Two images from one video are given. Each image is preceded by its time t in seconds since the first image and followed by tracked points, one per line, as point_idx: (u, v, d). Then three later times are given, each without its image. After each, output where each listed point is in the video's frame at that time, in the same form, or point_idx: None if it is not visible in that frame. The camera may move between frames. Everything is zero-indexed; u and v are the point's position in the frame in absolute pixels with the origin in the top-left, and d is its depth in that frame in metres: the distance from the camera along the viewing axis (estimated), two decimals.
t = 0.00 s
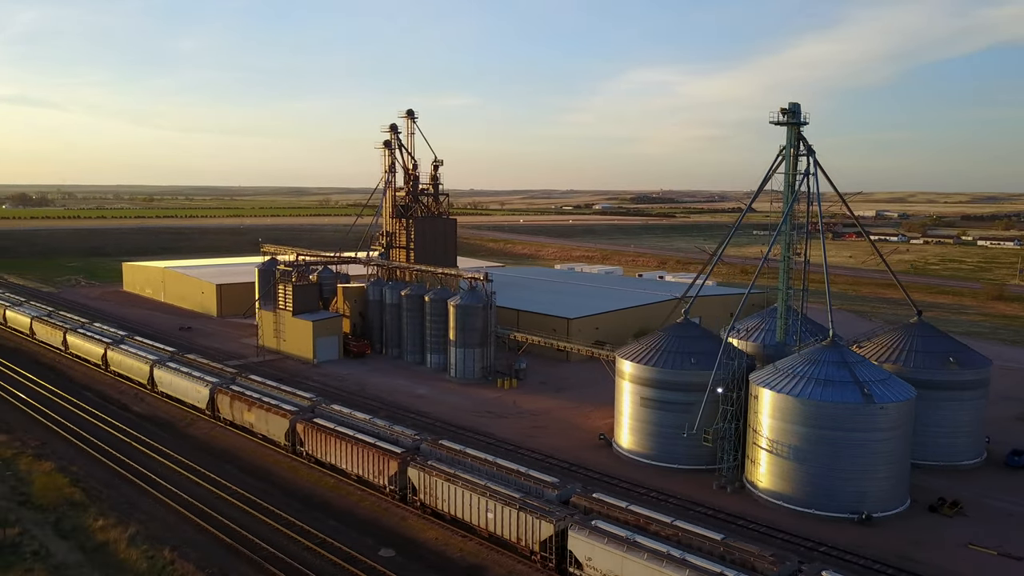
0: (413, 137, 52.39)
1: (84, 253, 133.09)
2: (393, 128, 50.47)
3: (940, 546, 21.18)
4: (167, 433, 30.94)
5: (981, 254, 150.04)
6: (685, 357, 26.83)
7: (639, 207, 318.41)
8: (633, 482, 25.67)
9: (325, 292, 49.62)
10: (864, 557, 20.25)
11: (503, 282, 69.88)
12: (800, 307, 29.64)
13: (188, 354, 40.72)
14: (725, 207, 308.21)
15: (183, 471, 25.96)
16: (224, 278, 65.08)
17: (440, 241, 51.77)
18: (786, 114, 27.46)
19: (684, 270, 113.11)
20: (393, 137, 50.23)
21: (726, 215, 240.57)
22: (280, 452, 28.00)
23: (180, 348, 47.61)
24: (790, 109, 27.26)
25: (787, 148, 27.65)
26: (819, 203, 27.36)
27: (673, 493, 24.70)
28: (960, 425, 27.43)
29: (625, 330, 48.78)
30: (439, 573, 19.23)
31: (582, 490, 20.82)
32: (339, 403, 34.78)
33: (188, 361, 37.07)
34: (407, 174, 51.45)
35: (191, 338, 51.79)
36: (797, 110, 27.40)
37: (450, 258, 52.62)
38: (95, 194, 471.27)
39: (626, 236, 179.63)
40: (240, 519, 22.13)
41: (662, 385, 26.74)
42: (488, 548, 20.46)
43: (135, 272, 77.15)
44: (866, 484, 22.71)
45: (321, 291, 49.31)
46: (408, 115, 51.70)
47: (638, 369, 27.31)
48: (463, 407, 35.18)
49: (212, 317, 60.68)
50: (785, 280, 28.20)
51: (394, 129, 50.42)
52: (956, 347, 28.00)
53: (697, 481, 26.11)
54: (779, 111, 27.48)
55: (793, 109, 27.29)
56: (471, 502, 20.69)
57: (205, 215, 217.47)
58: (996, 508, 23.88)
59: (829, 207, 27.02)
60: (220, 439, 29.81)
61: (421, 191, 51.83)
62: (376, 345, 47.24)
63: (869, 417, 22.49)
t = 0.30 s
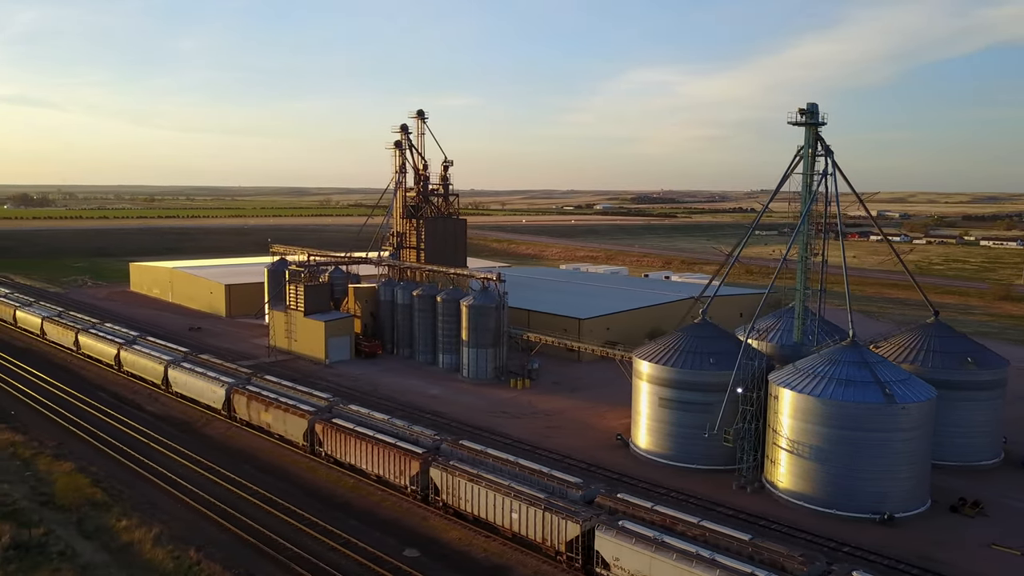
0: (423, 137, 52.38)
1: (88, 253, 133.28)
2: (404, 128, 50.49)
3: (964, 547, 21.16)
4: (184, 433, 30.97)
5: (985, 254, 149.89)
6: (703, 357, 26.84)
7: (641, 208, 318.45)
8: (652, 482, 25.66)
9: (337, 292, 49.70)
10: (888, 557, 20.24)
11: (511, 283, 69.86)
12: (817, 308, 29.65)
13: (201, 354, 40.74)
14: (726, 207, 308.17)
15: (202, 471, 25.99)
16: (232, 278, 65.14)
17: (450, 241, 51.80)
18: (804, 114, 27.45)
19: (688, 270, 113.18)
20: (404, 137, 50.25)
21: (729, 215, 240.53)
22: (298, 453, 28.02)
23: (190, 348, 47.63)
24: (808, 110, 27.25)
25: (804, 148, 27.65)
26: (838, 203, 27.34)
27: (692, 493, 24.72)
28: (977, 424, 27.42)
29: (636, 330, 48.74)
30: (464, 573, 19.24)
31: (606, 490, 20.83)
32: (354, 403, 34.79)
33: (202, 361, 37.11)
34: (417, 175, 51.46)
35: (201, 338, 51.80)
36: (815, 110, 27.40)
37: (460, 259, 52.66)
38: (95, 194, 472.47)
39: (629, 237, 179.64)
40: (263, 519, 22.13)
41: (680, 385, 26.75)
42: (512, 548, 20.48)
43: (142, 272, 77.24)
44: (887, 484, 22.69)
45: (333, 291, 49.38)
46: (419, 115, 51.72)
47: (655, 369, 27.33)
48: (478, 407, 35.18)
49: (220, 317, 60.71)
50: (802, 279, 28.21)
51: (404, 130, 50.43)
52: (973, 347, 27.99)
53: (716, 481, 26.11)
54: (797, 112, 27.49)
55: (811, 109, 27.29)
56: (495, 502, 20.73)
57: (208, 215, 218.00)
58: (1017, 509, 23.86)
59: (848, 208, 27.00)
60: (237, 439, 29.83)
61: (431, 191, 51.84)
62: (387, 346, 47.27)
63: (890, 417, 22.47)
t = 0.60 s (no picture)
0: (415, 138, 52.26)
1: (69, 254, 131.59)
2: (397, 129, 50.33)
3: (963, 543, 21.42)
4: (179, 435, 30.67)
5: (966, 253, 151.65)
6: (703, 356, 27.00)
7: (626, 208, 319.47)
8: (653, 481, 25.75)
9: (329, 293, 49.45)
10: (890, 553, 20.45)
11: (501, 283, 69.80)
12: (815, 308, 29.92)
13: (193, 356, 40.38)
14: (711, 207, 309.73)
15: (201, 474, 25.76)
16: (221, 279, 64.61)
17: (443, 241, 51.72)
18: (804, 115, 27.67)
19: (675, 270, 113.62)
20: (397, 138, 50.10)
21: (713, 215, 241.50)
22: (296, 455, 27.84)
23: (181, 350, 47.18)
24: (808, 111, 27.48)
25: (803, 149, 27.87)
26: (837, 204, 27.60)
27: (693, 492, 24.83)
28: (971, 421, 27.76)
29: (629, 330, 48.88)
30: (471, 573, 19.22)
31: (610, 490, 20.90)
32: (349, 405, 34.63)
33: (196, 363, 36.78)
34: (410, 175, 51.34)
35: (191, 339, 51.35)
36: (815, 111, 27.63)
37: (452, 259, 52.60)
38: (75, 195, 467.03)
39: (615, 236, 180.14)
40: (265, 522, 21.97)
41: (680, 384, 26.89)
42: (517, 548, 20.48)
43: (128, 273, 76.45)
44: (886, 481, 22.93)
45: (325, 292, 49.13)
46: (412, 116, 51.60)
47: (654, 369, 27.46)
48: (474, 408, 35.13)
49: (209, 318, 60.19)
50: (800, 280, 28.47)
51: (397, 130, 50.27)
52: (967, 345, 28.35)
53: (716, 480, 26.28)
54: (797, 113, 27.69)
55: (811, 110, 27.51)
56: (500, 503, 20.75)
57: (191, 215, 216.04)
58: (1012, 505, 24.17)
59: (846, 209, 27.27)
60: (234, 442, 29.61)
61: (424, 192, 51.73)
62: (380, 347, 47.10)
63: (890, 414, 22.71)
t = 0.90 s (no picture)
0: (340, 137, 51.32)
1: None
2: (321, 128, 49.27)
3: (883, 523, 22.70)
4: (97, 448, 29.09)
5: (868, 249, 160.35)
6: (636, 352, 27.66)
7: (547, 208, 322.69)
8: (590, 476, 26.16)
9: (252, 295, 47.95)
10: (817, 536, 21.50)
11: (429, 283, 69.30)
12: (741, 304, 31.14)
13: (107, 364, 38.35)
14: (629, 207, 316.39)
15: (124, 487, 24.54)
16: (133, 283, 61.63)
17: (369, 242, 50.98)
18: (730, 116, 28.73)
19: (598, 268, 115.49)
20: (321, 137, 49.06)
21: (632, 214, 246.84)
22: (226, 463, 26.89)
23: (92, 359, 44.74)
24: (734, 113, 28.55)
25: (730, 149, 28.93)
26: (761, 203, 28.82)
27: (629, 485, 25.38)
28: (885, 408, 29.49)
29: (558, 328, 49.48)
30: None
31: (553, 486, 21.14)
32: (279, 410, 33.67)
33: (112, 371, 34.99)
34: (335, 175, 50.38)
35: (102, 347, 48.77)
36: (740, 113, 28.72)
37: (379, 260, 51.92)
38: None
39: (538, 236, 181.68)
40: (197, 534, 21.13)
41: (614, 379, 27.45)
42: (462, 549, 20.45)
43: (29, 278, 71.92)
44: (811, 468, 24.09)
45: (248, 295, 47.61)
46: (336, 115, 50.64)
47: (589, 366, 27.96)
48: (408, 410, 34.79)
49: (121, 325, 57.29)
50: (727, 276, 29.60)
51: (322, 130, 49.23)
52: (880, 336, 30.09)
53: (650, 472, 26.94)
54: (723, 114, 28.72)
55: (737, 111, 28.59)
56: (444, 504, 20.67)
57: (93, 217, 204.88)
58: (924, 485, 25.78)
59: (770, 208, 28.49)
60: (158, 452, 28.33)
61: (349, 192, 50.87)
62: (307, 350, 46.01)
63: (815, 404, 23.88)
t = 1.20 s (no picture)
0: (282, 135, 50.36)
1: None
2: (262, 127, 48.20)
3: (834, 511, 23.72)
4: (38, 457, 27.87)
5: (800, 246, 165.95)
6: (593, 349, 28.14)
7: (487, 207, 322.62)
8: (552, 473, 26.46)
9: (194, 298, 46.61)
10: (773, 524, 22.35)
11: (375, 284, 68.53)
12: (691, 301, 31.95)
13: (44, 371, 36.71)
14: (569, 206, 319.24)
15: (72, 497, 23.61)
16: (64, 287, 59.05)
17: (314, 242, 50.19)
18: (676, 118, 29.49)
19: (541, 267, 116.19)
20: (262, 136, 48.04)
21: (572, 214, 249.16)
22: (179, 470, 26.15)
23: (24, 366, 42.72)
24: (680, 114, 29.32)
25: (676, 150, 29.72)
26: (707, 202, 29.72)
27: (590, 480, 25.81)
28: (830, 400, 30.75)
29: (508, 327, 49.74)
30: None
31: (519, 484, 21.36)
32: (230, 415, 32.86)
33: (50, 378, 33.54)
34: (277, 174, 49.42)
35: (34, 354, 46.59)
36: (686, 114, 29.51)
37: (325, 261, 51.16)
38: None
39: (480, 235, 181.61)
40: (155, 543, 20.54)
41: (573, 377, 27.85)
42: (430, 549, 20.46)
43: None
44: (765, 459, 24.99)
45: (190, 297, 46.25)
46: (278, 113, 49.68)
47: (546, 364, 28.29)
48: (364, 412, 34.44)
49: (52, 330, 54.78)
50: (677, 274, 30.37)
51: (263, 128, 48.20)
52: (824, 330, 31.34)
53: (609, 467, 27.42)
54: (670, 115, 29.48)
55: (682, 113, 29.39)
56: (412, 505, 20.64)
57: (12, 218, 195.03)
58: (868, 473, 27.02)
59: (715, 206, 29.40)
60: (105, 461, 27.34)
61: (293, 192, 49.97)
62: (254, 354, 45.01)
63: (767, 397, 24.79)
